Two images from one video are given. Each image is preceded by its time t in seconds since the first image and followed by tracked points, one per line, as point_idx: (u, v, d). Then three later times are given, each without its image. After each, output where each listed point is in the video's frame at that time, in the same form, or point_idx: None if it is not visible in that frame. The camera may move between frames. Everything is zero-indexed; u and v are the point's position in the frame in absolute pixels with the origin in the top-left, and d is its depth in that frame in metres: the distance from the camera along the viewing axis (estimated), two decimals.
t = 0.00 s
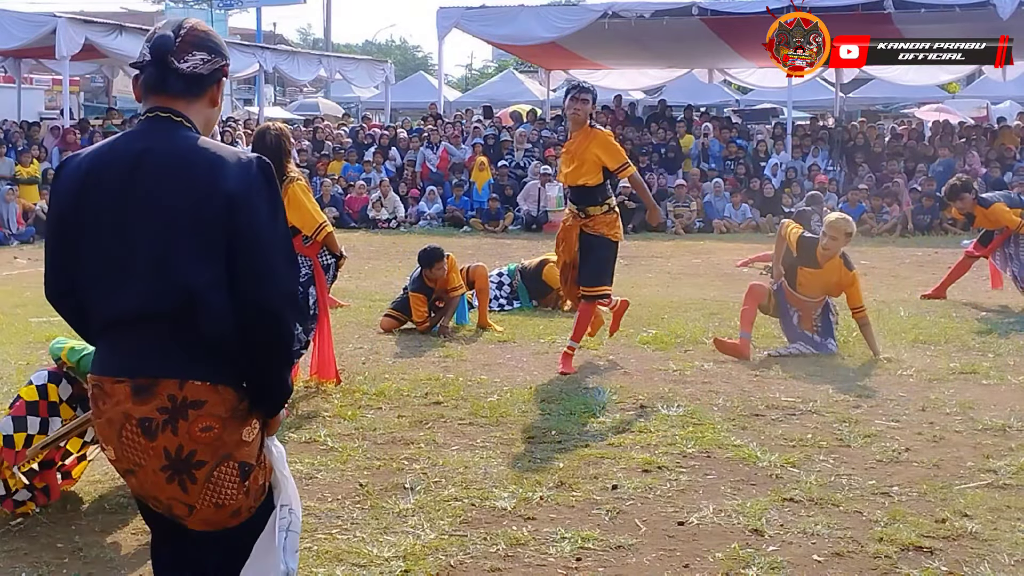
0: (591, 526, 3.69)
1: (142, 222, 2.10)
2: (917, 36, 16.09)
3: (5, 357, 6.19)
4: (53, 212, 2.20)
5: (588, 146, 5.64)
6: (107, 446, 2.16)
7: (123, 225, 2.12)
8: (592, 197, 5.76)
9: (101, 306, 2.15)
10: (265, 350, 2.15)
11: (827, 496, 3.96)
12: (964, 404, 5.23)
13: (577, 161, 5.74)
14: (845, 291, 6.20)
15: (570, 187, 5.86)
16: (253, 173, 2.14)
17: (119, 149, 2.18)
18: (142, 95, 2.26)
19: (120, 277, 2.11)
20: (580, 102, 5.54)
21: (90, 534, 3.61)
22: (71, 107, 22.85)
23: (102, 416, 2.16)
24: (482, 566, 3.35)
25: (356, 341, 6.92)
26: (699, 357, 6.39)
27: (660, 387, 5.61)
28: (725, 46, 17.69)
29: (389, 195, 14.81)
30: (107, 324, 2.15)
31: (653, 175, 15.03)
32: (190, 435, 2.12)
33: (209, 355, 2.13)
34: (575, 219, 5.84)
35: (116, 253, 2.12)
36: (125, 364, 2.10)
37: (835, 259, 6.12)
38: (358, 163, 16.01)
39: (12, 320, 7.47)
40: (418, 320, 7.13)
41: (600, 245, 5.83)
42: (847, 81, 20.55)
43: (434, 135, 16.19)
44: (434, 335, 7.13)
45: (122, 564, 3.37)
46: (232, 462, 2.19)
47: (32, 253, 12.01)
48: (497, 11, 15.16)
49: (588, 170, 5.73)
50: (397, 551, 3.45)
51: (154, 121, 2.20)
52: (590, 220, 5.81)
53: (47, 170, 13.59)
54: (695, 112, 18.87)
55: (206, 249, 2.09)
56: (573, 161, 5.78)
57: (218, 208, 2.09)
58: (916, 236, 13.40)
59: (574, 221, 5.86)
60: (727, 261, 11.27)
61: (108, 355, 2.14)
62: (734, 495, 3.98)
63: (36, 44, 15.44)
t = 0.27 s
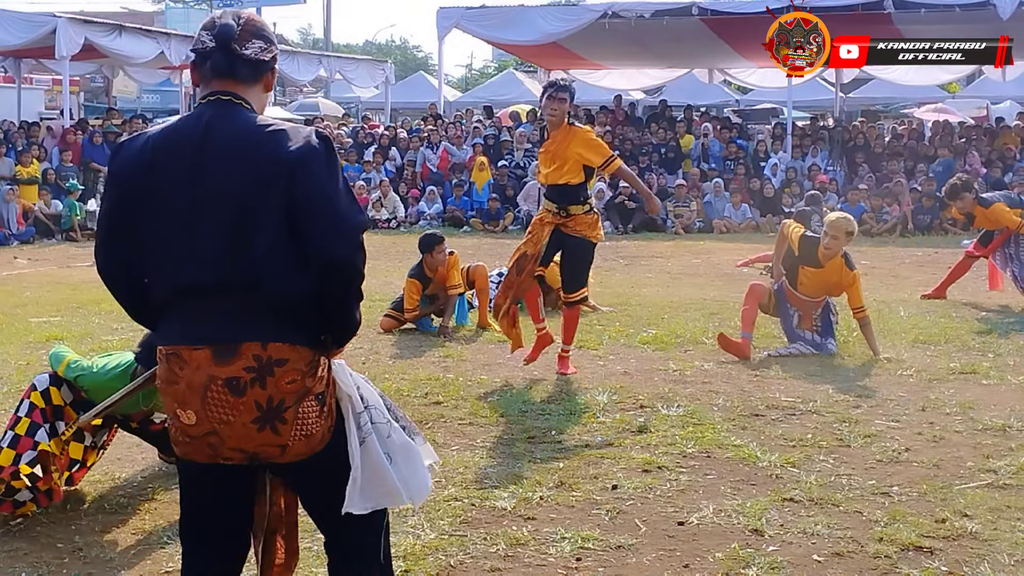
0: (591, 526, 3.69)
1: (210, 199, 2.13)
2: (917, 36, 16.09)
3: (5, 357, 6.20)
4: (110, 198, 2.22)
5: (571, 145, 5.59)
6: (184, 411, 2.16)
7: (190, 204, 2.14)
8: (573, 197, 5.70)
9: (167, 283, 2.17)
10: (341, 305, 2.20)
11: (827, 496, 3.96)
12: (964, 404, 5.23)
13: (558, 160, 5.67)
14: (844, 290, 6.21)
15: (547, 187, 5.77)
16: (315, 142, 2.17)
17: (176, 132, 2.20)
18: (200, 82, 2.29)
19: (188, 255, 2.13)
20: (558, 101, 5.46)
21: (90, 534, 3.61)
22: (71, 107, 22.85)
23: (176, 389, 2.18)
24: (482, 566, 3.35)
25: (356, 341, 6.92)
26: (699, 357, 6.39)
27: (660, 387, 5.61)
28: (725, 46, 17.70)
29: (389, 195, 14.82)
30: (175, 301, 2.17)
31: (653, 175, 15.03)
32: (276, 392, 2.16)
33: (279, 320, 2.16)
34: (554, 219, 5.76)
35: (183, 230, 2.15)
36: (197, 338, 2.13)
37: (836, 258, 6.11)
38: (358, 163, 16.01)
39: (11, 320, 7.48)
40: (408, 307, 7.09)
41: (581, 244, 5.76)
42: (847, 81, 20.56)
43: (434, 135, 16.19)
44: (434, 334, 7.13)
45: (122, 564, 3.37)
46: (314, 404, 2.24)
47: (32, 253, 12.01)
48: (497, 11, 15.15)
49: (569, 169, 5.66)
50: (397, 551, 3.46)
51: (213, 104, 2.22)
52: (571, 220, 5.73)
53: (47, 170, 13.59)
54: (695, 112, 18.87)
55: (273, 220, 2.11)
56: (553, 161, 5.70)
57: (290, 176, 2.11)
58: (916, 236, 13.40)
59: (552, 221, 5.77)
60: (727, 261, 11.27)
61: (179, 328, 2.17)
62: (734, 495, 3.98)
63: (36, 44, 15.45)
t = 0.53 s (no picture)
0: (591, 526, 3.69)
1: (323, 212, 2.21)
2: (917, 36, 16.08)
3: (5, 357, 6.20)
4: (213, 208, 2.26)
5: (546, 161, 5.41)
6: (290, 410, 2.22)
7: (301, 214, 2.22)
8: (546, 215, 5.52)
9: (274, 291, 2.23)
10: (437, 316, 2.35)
11: (827, 496, 3.96)
12: (964, 404, 5.23)
13: (531, 176, 5.48)
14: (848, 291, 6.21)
15: (518, 206, 5.56)
16: (414, 166, 2.31)
17: (281, 152, 2.28)
18: (282, 107, 2.36)
19: (300, 263, 2.20)
20: (534, 114, 5.29)
21: (90, 534, 3.61)
22: (71, 107, 22.85)
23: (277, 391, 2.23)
24: (482, 566, 3.35)
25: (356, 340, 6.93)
26: (698, 357, 6.40)
27: (660, 387, 5.62)
28: (725, 46, 17.69)
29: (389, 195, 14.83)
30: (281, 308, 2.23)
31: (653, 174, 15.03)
32: (378, 396, 2.24)
33: (384, 328, 2.27)
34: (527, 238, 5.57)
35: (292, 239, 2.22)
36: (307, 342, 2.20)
37: (842, 256, 6.09)
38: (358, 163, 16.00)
39: (11, 320, 7.48)
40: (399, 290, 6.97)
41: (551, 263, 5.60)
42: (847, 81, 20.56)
43: (434, 135, 16.18)
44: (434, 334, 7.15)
45: (122, 564, 3.37)
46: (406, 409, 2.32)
47: (32, 253, 12.02)
48: (497, 11, 15.15)
49: (541, 186, 5.48)
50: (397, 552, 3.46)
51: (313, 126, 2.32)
52: (541, 238, 5.57)
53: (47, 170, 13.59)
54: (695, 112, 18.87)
55: (384, 234, 2.23)
56: (523, 177, 5.51)
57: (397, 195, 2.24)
58: (916, 236, 13.41)
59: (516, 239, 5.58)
60: (727, 261, 11.27)
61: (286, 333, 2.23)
62: (734, 495, 3.98)
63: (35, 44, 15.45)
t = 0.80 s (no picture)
0: (591, 526, 3.70)
1: (427, 213, 2.32)
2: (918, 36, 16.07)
3: (5, 357, 6.20)
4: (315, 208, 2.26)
5: (519, 145, 5.59)
6: (394, 405, 2.29)
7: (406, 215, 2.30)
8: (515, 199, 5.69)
9: (382, 288, 2.28)
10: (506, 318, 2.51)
11: (827, 495, 3.96)
12: (964, 404, 5.23)
13: (502, 159, 5.61)
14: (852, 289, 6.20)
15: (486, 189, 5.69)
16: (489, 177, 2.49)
17: (378, 156, 2.34)
18: (360, 119, 2.44)
19: (410, 261, 2.29)
20: (512, 96, 5.38)
21: (90, 534, 3.61)
22: (70, 107, 22.85)
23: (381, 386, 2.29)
24: (482, 566, 3.35)
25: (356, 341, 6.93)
26: (699, 357, 6.40)
27: (660, 386, 5.62)
28: (725, 46, 17.69)
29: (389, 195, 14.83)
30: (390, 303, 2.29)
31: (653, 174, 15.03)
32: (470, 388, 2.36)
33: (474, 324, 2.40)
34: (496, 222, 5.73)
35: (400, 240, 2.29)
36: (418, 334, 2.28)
37: (846, 255, 6.07)
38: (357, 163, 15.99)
39: (11, 320, 7.48)
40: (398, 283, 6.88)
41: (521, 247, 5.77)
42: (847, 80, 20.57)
43: (434, 135, 16.18)
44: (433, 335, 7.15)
45: (122, 564, 3.37)
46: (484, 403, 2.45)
47: (32, 253, 12.02)
48: (497, 11, 15.14)
49: (511, 170, 5.64)
50: (397, 551, 3.46)
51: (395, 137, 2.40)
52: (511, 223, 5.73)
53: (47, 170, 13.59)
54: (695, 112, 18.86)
55: (476, 237, 2.38)
56: (493, 160, 5.62)
57: (484, 201, 2.41)
58: (916, 236, 13.41)
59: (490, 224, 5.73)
60: (727, 261, 11.27)
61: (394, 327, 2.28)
62: (734, 495, 3.98)
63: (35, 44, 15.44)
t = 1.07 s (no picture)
0: (591, 526, 3.69)
1: (469, 266, 2.45)
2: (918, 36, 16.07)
3: (5, 357, 6.20)
4: (367, 260, 2.37)
5: (502, 161, 5.92)
6: (451, 445, 2.38)
7: (453, 256, 2.43)
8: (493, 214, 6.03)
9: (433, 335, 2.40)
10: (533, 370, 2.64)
11: (827, 496, 3.96)
12: (964, 404, 5.23)
13: (486, 176, 5.95)
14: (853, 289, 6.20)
15: (468, 203, 6.00)
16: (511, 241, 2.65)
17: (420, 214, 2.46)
18: (384, 178, 2.53)
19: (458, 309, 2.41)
20: (497, 112, 5.71)
21: (89, 534, 3.61)
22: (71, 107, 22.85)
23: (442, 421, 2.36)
24: (482, 566, 3.35)
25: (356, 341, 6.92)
26: (699, 357, 6.40)
27: (660, 387, 5.62)
28: (725, 46, 17.69)
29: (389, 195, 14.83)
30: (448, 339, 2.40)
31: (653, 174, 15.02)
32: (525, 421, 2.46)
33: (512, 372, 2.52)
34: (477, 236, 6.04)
35: (455, 280, 2.42)
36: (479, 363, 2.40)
37: (847, 255, 6.07)
38: (358, 163, 15.98)
39: (11, 320, 7.48)
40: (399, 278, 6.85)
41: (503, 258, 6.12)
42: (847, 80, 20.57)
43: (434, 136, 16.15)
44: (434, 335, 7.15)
45: (122, 564, 3.37)
46: (540, 443, 2.53)
47: (32, 253, 12.02)
48: (497, 11, 15.14)
49: (493, 187, 5.98)
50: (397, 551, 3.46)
51: (421, 188, 2.51)
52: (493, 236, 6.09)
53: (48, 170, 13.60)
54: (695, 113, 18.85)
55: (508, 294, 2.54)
56: (477, 177, 5.95)
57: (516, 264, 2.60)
58: (916, 236, 13.41)
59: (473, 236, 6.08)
60: (727, 261, 11.27)
61: (450, 365, 2.38)
62: (733, 495, 3.98)
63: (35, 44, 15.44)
